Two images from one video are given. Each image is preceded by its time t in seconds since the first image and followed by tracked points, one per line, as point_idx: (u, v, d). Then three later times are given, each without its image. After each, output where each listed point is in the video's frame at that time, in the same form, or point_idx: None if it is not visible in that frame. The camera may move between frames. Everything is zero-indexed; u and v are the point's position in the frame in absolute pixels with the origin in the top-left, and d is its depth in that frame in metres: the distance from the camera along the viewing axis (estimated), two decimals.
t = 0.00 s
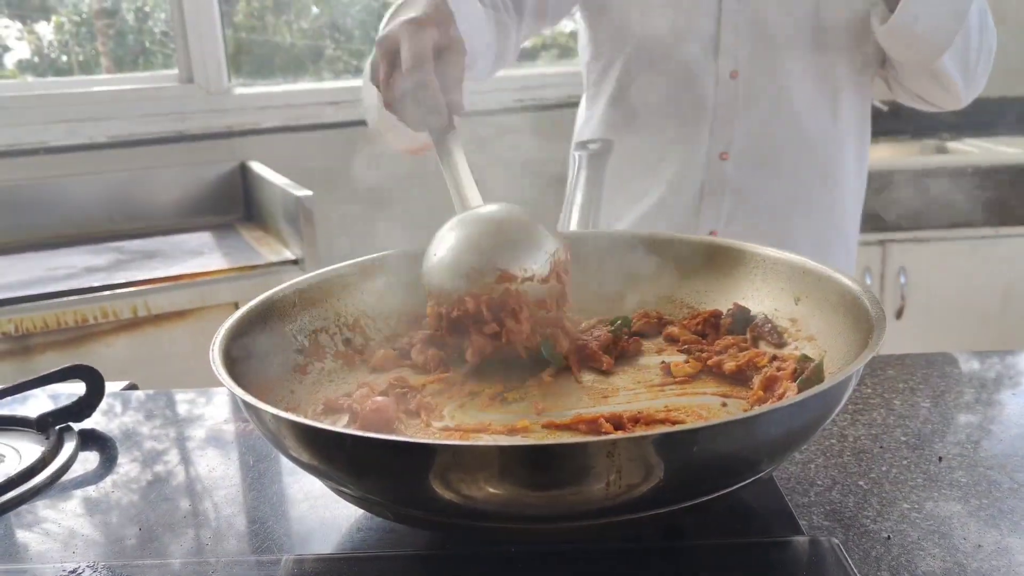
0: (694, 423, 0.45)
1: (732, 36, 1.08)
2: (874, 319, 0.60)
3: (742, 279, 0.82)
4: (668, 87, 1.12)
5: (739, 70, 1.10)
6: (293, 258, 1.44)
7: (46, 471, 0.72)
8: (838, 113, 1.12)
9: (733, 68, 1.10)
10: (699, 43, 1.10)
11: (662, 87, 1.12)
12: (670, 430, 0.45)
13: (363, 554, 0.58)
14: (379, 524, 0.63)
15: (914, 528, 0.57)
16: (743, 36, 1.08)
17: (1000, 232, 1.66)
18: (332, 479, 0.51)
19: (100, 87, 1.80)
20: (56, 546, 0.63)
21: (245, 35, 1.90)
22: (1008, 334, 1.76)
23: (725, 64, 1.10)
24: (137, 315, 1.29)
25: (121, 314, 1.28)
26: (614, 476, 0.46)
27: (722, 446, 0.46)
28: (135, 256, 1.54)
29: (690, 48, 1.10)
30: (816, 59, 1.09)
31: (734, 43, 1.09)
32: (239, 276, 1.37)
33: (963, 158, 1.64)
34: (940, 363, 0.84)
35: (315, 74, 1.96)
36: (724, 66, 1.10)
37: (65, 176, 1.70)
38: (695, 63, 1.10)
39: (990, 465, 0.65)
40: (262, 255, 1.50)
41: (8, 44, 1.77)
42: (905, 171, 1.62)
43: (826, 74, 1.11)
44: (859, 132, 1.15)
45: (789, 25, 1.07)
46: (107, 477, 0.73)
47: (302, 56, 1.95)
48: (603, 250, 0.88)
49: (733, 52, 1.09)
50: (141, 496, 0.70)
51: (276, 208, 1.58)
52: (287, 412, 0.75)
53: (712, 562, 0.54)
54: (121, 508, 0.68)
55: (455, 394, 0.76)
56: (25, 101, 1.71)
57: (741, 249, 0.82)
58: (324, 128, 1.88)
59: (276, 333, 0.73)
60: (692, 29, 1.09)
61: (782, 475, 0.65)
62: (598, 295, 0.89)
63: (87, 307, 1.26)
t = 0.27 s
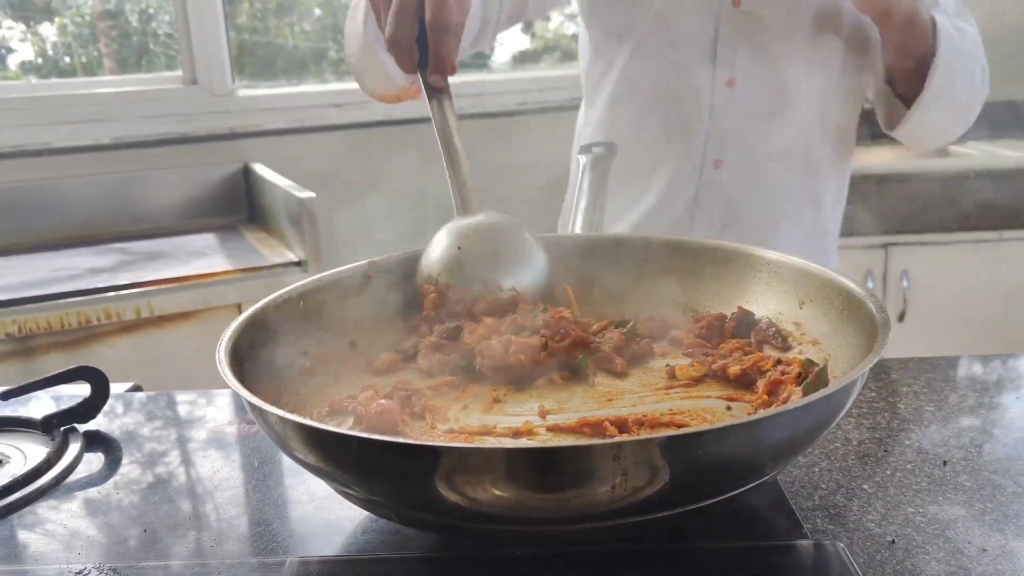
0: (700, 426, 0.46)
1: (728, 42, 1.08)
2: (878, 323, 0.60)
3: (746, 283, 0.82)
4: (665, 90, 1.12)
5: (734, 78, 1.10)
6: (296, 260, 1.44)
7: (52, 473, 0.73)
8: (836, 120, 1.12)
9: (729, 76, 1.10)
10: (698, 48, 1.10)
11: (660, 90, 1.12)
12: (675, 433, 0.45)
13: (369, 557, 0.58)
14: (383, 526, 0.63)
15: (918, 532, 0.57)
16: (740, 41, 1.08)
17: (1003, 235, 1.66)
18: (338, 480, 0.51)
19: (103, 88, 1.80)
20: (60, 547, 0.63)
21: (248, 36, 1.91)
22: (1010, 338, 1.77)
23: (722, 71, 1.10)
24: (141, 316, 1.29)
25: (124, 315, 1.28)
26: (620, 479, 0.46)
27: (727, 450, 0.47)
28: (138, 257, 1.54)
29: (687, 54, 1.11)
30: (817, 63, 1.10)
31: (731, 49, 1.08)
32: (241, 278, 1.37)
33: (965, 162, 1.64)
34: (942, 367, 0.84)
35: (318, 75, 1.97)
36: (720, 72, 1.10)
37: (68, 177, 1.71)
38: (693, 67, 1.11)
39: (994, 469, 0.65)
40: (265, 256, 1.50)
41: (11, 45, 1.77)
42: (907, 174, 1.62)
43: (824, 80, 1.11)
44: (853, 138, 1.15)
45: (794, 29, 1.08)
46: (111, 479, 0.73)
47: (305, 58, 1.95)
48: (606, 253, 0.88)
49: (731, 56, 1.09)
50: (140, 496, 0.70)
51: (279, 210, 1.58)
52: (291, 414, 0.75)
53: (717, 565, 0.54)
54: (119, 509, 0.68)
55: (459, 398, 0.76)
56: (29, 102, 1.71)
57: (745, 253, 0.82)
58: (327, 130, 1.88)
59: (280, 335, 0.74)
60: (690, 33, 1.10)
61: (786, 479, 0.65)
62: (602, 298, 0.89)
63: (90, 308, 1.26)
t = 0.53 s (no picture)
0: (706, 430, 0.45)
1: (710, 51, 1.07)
2: (886, 326, 0.60)
3: (751, 286, 0.82)
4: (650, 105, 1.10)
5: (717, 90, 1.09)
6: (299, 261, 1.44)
7: (55, 473, 0.72)
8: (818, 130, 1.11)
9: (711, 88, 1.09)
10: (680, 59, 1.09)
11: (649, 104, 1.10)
12: (682, 436, 0.44)
13: (373, 559, 0.58)
14: (388, 528, 0.63)
15: (924, 536, 0.57)
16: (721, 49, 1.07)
17: (1006, 239, 1.66)
18: (343, 482, 0.51)
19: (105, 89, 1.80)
20: (62, 547, 0.63)
21: (251, 37, 1.90)
22: (1012, 341, 1.76)
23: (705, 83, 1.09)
24: (143, 317, 1.29)
25: (127, 316, 1.28)
26: (626, 482, 0.46)
27: (734, 453, 0.46)
28: (141, 257, 1.54)
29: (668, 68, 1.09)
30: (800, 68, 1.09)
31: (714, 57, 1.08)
32: (244, 279, 1.36)
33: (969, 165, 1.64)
34: (946, 370, 0.84)
35: (321, 77, 1.97)
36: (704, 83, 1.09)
37: (72, 177, 1.71)
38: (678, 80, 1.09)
39: (1000, 474, 0.65)
40: (268, 257, 1.50)
41: (14, 45, 1.77)
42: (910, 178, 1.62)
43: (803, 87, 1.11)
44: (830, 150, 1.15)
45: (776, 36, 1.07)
46: (113, 480, 0.73)
47: (308, 60, 1.95)
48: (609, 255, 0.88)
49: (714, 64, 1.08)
50: (140, 497, 0.70)
51: (282, 211, 1.58)
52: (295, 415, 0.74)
53: (721, 570, 0.53)
54: (119, 509, 0.68)
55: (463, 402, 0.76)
56: (32, 102, 1.71)
57: (750, 257, 0.82)
58: (330, 132, 1.88)
59: (283, 337, 0.73)
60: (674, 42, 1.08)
61: (792, 482, 0.65)
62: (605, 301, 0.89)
63: (92, 308, 1.26)
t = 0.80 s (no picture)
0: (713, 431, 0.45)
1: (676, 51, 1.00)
2: (892, 329, 0.60)
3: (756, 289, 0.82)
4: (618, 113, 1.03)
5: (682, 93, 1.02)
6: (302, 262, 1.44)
7: (60, 472, 0.73)
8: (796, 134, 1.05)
9: (676, 90, 1.02)
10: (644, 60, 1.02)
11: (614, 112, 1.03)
12: (689, 438, 0.44)
13: (378, 559, 0.58)
14: (391, 529, 0.63)
15: (929, 540, 0.57)
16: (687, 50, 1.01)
17: (1009, 243, 1.66)
18: (349, 482, 0.51)
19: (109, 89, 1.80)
20: (66, 547, 0.63)
21: (255, 38, 1.91)
22: (1015, 345, 1.76)
23: (669, 86, 1.02)
24: (147, 317, 1.30)
25: (130, 316, 1.29)
26: (634, 482, 0.46)
27: (740, 454, 0.46)
28: (144, 257, 1.54)
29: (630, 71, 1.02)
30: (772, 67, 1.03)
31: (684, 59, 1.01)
32: (247, 279, 1.37)
33: (974, 168, 1.63)
34: (950, 374, 0.84)
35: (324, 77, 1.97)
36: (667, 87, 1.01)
37: (76, 177, 1.71)
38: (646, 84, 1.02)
39: (1004, 478, 0.64)
40: (271, 257, 1.50)
41: (18, 45, 1.77)
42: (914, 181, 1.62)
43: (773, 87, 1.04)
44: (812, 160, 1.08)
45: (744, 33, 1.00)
46: (117, 479, 0.73)
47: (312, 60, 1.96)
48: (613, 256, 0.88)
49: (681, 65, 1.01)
50: (142, 497, 0.70)
51: (285, 212, 1.58)
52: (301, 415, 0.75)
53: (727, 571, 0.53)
54: (122, 508, 0.68)
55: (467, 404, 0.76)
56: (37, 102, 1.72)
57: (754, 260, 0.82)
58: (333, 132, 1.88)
59: (289, 338, 0.74)
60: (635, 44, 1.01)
61: (796, 486, 0.65)
62: (609, 303, 0.89)
63: (96, 308, 1.27)
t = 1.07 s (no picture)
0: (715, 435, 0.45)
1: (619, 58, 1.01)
2: (897, 332, 0.60)
3: (761, 291, 0.82)
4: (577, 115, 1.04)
5: (629, 98, 1.02)
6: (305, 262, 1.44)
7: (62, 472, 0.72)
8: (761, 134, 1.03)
9: (624, 96, 1.02)
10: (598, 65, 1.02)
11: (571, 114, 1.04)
12: (691, 441, 0.44)
13: (381, 561, 0.58)
14: (393, 530, 0.63)
15: (933, 545, 0.57)
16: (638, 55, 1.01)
17: (1012, 247, 1.65)
18: (351, 484, 0.51)
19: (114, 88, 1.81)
20: (67, 546, 0.63)
21: (259, 38, 1.91)
22: (1018, 349, 1.76)
23: (616, 92, 1.02)
24: (149, 316, 1.30)
25: (133, 315, 1.29)
26: (636, 486, 0.45)
27: (742, 459, 0.46)
28: (147, 256, 1.55)
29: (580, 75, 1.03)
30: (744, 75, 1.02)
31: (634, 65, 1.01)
32: (249, 279, 1.37)
33: (978, 172, 1.63)
34: (955, 378, 0.84)
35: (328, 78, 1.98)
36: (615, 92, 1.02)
37: (81, 176, 1.72)
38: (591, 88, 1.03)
39: (1008, 483, 0.64)
40: (274, 257, 1.50)
41: (23, 44, 1.77)
42: (918, 184, 1.61)
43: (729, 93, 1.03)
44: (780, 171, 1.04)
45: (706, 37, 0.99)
46: (120, 479, 0.73)
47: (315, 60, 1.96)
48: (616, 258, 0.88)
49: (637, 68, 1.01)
50: (143, 497, 0.70)
51: (288, 211, 1.58)
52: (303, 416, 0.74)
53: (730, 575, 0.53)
54: (123, 508, 0.68)
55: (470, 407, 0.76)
56: (42, 101, 1.72)
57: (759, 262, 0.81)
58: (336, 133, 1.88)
59: (291, 338, 0.74)
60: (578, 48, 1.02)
61: (800, 490, 0.65)
62: (614, 304, 0.89)
63: (99, 307, 1.27)
